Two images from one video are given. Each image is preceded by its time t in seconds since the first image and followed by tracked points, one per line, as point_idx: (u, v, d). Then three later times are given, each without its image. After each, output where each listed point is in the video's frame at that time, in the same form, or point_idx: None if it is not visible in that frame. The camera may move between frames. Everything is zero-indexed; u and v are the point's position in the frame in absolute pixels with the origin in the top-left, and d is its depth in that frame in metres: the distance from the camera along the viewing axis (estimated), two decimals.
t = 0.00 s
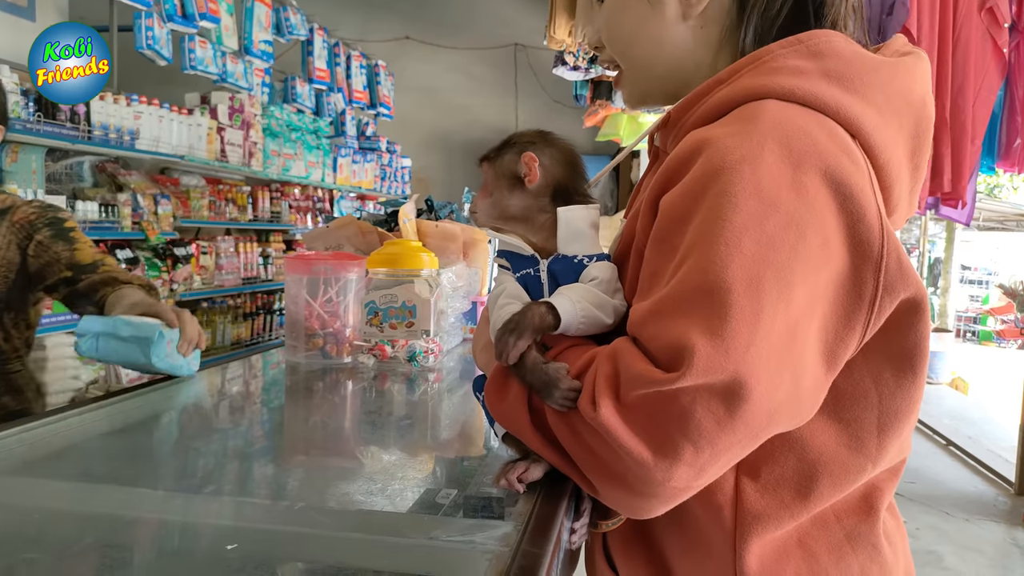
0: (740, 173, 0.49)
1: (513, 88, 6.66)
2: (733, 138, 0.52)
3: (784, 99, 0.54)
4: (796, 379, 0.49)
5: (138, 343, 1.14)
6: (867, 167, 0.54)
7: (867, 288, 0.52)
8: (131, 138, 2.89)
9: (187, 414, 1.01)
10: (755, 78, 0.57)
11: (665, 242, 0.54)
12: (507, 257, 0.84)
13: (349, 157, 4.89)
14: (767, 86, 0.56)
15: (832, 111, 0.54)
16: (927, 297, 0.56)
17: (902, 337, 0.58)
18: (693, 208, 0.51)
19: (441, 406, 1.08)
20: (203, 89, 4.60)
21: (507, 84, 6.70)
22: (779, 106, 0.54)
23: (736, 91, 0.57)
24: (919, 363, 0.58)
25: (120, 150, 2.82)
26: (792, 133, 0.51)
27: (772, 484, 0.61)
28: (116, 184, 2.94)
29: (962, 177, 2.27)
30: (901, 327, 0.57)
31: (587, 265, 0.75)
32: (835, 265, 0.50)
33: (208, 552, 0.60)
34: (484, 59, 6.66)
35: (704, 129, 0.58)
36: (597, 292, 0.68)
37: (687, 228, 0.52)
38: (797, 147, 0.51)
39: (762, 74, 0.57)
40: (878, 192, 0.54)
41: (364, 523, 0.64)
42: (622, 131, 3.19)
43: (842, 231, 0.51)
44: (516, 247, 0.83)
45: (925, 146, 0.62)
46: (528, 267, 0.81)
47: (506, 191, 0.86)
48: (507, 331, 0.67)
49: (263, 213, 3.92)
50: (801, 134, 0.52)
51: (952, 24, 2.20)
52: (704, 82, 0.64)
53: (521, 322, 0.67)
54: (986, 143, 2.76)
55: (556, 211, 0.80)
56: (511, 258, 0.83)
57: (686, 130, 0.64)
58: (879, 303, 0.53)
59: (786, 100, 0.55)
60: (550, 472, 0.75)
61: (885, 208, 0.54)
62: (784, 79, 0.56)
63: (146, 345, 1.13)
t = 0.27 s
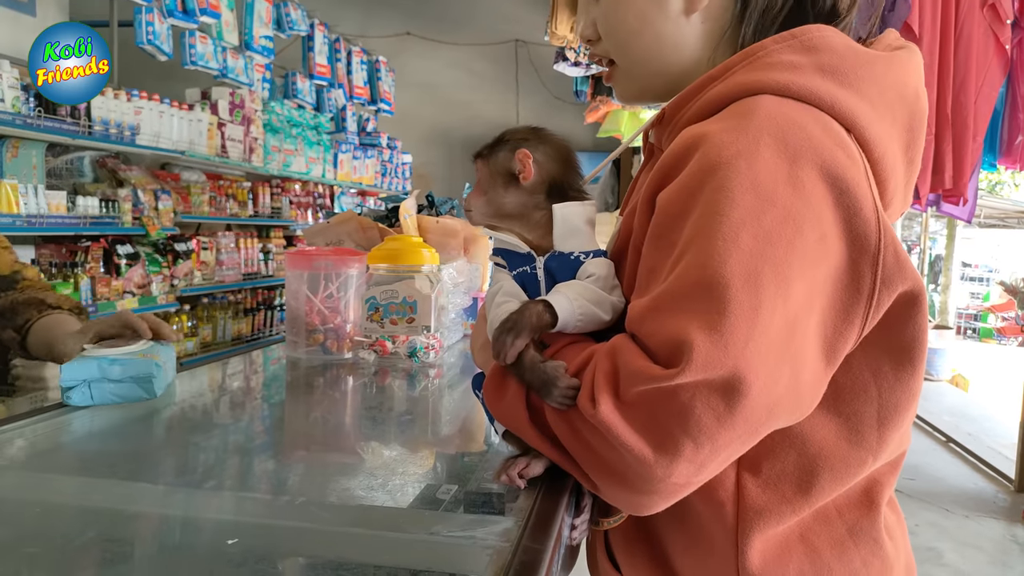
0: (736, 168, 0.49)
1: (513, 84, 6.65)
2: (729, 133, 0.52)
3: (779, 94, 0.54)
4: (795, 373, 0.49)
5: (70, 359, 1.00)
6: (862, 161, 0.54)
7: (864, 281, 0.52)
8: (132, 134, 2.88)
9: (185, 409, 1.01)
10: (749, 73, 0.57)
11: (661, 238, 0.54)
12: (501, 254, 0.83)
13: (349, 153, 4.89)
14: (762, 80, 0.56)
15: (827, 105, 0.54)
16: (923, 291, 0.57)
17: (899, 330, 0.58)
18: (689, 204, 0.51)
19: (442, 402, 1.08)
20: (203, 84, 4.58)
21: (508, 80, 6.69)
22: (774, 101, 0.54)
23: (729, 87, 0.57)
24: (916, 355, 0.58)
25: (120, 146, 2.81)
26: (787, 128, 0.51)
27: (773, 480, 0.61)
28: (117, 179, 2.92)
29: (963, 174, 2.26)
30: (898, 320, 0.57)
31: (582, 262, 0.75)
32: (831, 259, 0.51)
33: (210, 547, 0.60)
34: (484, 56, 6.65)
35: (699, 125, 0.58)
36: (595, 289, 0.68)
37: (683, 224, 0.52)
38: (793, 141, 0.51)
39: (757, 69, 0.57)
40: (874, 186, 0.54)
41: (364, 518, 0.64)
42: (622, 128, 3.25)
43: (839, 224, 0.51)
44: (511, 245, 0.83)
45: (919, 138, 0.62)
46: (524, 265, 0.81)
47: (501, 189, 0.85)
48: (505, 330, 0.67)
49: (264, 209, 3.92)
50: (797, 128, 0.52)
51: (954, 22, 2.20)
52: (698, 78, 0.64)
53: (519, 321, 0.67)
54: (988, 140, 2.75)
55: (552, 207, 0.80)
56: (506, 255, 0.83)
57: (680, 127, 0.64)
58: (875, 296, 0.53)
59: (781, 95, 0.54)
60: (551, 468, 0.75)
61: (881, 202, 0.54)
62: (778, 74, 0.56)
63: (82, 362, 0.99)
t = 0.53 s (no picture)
0: (725, 161, 0.49)
1: (516, 79, 6.64)
2: (718, 127, 0.51)
3: (769, 85, 0.54)
4: (790, 366, 0.49)
5: (77, 359, 0.98)
6: (854, 151, 0.53)
7: (859, 272, 0.52)
8: (133, 127, 2.87)
9: (188, 402, 1.01)
10: (739, 65, 0.57)
11: (654, 234, 0.54)
12: (496, 253, 0.83)
13: (351, 147, 4.88)
14: (751, 72, 0.55)
15: (818, 95, 0.54)
16: (919, 280, 0.55)
17: (897, 322, 0.57)
18: (680, 199, 0.51)
19: (443, 397, 1.08)
20: (205, 77, 4.57)
21: (510, 74, 6.67)
22: (764, 93, 0.53)
23: (719, 81, 0.57)
24: (915, 345, 0.57)
25: (122, 139, 2.80)
26: (777, 120, 0.51)
27: (773, 475, 0.61)
28: (118, 172, 2.92)
29: (966, 171, 2.26)
30: (895, 310, 0.57)
31: (576, 258, 0.75)
32: (825, 250, 0.50)
33: (212, 540, 0.60)
34: (487, 50, 6.63)
35: (691, 119, 0.58)
36: (589, 286, 0.68)
37: (674, 220, 0.52)
38: (782, 133, 0.51)
39: (746, 62, 0.57)
40: (867, 176, 0.53)
41: (367, 512, 0.64)
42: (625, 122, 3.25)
43: (832, 216, 0.50)
44: (505, 243, 0.82)
45: (912, 125, 0.62)
46: (517, 263, 0.80)
47: (497, 186, 0.84)
48: (499, 331, 0.68)
49: (266, 203, 3.92)
50: (786, 119, 0.51)
51: (959, 18, 2.18)
52: (689, 73, 0.64)
53: (513, 322, 0.68)
54: (992, 136, 2.74)
55: (545, 204, 0.80)
56: (499, 253, 0.83)
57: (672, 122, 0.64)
58: (871, 287, 0.52)
59: (770, 87, 0.54)
60: (552, 463, 0.75)
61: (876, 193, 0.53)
62: (768, 65, 0.55)
63: (91, 361, 0.97)
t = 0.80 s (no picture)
0: (719, 160, 0.49)
1: (518, 78, 6.63)
2: (712, 126, 0.51)
3: (763, 83, 0.54)
4: (789, 365, 0.49)
5: (70, 383, 0.84)
6: (851, 147, 0.53)
7: (860, 270, 0.51)
8: (135, 126, 2.88)
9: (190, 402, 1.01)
10: (734, 63, 0.57)
11: (650, 235, 0.54)
12: (496, 254, 0.83)
13: (353, 146, 4.87)
14: (746, 71, 0.55)
15: (814, 91, 0.54)
16: (922, 276, 0.55)
17: (902, 318, 0.57)
18: (674, 199, 0.51)
19: (445, 396, 1.08)
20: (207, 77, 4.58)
21: (511, 73, 6.66)
22: (758, 91, 0.53)
23: (713, 80, 0.57)
24: (919, 342, 0.57)
25: (124, 138, 2.80)
26: (771, 117, 0.51)
27: (778, 478, 0.60)
28: (120, 172, 2.94)
29: (969, 169, 2.25)
30: (899, 307, 0.56)
31: (576, 260, 0.75)
32: (824, 248, 0.50)
33: (215, 540, 0.59)
34: (488, 49, 6.62)
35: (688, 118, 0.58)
36: (589, 288, 0.68)
37: (670, 220, 0.52)
38: (776, 131, 0.51)
39: (741, 61, 0.57)
40: (865, 172, 0.53)
41: (373, 512, 0.65)
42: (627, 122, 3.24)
43: (830, 213, 0.50)
44: (503, 244, 0.82)
45: (911, 119, 0.61)
46: (517, 264, 0.80)
47: (499, 187, 0.84)
48: (498, 334, 0.68)
49: (268, 202, 3.92)
50: (781, 116, 0.51)
51: (962, 16, 2.17)
52: (682, 72, 0.64)
53: (511, 325, 0.68)
54: (995, 134, 2.74)
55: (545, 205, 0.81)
56: (499, 255, 0.83)
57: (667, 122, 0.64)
58: (872, 283, 0.51)
59: (765, 84, 0.54)
60: (557, 462, 0.75)
61: (875, 188, 0.53)
62: (763, 63, 0.55)
63: (88, 385, 0.84)
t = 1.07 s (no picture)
0: (715, 163, 0.49)
1: (520, 78, 6.63)
2: (707, 128, 0.51)
3: (760, 84, 0.54)
4: (786, 369, 0.49)
5: (47, 402, 0.75)
6: (850, 146, 0.53)
7: (858, 272, 0.51)
8: (139, 126, 2.88)
9: (192, 401, 1.01)
10: (731, 64, 0.57)
11: (647, 240, 0.54)
12: (498, 254, 0.83)
13: (355, 146, 4.87)
14: (742, 72, 0.55)
15: (811, 91, 0.54)
16: (926, 273, 0.55)
17: (910, 317, 0.57)
18: (670, 204, 0.51)
19: (448, 396, 1.08)
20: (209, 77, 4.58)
21: (513, 73, 6.66)
22: (754, 92, 0.53)
23: (708, 83, 0.57)
24: (927, 343, 0.57)
25: (127, 138, 2.81)
26: (767, 118, 0.51)
27: (785, 484, 0.59)
28: (123, 172, 2.95)
29: (973, 168, 2.24)
30: (906, 305, 0.56)
31: (577, 263, 0.76)
32: (823, 250, 0.50)
33: (219, 539, 0.59)
34: (491, 49, 6.63)
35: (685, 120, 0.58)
36: (589, 292, 0.69)
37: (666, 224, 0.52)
38: (772, 132, 0.50)
39: (738, 61, 0.57)
40: (864, 171, 0.53)
41: (375, 511, 0.65)
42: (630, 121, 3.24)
43: (827, 215, 0.50)
44: (505, 245, 0.82)
45: (914, 114, 0.61)
46: (518, 265, 0.81)
47: (503, 188, 0.84)
48: (496, 338, 0.68)
49: (271, 202, 3.92)
50: (777, 117, 0.51)
51: (965, 15, 2.17)
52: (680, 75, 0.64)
53: (509, 328, 0.68)
54: (998, 134, 2.73)
55: (547, 206, 0.80)
56: (500, 255, 0.83)
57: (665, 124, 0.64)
58: (873, 285, 0.51)
59: (762, 85, 0.54)
60: (558, 462, 0.75)
61: (876, 186, 0.53)
62: (760, 63, 0.55)
63: (69, 404, 0.75)
